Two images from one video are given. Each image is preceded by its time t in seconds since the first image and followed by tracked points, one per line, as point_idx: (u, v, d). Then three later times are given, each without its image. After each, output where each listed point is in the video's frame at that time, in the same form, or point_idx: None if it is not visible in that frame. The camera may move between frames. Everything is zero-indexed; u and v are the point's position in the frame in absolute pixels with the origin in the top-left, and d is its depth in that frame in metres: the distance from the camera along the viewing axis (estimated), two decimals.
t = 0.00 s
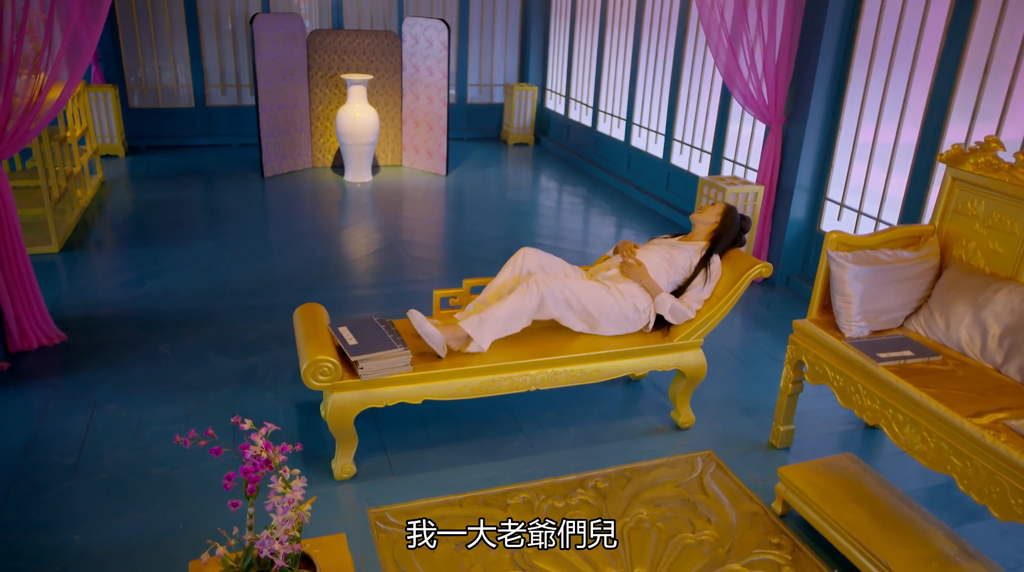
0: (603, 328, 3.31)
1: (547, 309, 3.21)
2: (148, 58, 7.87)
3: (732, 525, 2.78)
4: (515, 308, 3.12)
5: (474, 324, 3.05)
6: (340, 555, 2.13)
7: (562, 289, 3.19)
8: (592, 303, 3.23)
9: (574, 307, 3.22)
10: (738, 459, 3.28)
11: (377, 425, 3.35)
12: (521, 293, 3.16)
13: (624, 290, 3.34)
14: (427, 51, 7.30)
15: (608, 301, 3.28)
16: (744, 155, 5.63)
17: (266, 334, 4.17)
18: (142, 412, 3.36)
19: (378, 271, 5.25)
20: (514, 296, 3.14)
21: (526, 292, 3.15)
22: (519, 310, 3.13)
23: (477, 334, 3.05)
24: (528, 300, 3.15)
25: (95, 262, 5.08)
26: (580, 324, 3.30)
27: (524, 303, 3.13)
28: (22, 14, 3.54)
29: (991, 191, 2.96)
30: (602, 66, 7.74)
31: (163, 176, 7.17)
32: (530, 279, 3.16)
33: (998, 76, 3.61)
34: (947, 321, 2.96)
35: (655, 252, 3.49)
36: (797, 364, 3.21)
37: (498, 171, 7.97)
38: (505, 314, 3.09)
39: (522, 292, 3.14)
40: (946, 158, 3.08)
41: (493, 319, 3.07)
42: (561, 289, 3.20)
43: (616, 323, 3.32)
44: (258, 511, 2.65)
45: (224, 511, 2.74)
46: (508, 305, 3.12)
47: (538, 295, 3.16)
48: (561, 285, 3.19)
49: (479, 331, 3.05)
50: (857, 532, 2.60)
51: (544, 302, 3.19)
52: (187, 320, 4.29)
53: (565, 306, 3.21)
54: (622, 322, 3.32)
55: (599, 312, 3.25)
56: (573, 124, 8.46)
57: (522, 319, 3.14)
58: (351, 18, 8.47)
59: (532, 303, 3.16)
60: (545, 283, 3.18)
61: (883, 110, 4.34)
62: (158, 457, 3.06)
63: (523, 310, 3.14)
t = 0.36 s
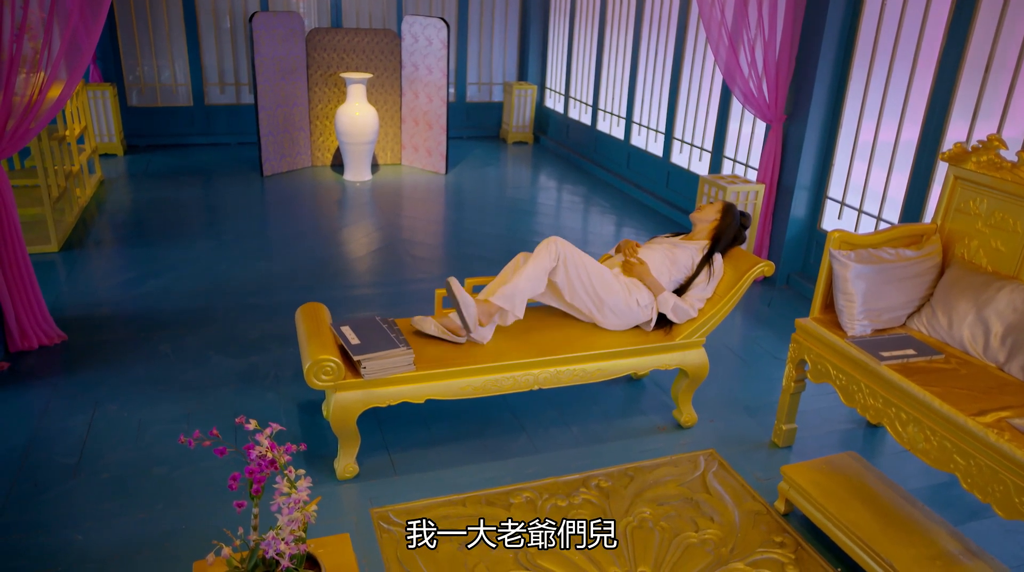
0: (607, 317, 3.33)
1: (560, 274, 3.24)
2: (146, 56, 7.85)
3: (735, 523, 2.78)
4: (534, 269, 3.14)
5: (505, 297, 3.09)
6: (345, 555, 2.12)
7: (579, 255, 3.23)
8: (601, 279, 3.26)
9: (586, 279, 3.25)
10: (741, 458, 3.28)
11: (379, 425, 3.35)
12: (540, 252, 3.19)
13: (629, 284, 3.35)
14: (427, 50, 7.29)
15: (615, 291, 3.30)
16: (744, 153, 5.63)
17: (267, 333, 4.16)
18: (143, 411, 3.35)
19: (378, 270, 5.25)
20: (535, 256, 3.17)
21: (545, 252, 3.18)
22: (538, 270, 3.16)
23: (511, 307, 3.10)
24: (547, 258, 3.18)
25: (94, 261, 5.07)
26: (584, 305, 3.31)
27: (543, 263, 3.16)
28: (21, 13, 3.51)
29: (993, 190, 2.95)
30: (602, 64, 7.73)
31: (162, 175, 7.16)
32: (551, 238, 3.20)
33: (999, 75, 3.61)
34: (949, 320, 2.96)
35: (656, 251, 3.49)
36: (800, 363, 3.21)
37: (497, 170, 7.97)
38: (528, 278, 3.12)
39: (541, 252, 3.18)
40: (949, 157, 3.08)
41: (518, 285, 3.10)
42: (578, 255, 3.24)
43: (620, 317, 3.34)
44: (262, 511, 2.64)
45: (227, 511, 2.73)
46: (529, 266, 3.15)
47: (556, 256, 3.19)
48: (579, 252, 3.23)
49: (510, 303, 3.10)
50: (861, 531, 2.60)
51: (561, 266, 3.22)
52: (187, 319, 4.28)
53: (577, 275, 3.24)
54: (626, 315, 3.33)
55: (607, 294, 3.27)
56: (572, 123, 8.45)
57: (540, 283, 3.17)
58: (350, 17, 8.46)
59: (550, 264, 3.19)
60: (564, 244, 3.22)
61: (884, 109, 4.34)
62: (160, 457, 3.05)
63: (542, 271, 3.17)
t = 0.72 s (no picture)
0: (607, 316, 3.31)
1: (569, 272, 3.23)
2: (143, 56, 7.83)
3: (738, 523, 2.78)
4: (546, 268, 3.16)
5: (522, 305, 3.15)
6: (349, 556, 2.12)
7: (590, 255, 3.21)
8: (607, 279, 3.23)
9: (593, 278, 3.22)
10: (742, 457, 3.28)
11: (381, 425, 3.34)
12: (551, 250, 3.19)
13: (631, 284, 3.36)
14: (425, 49, 7.29)
15: (618, 291, 3.27)
16: (743, 153, 5.64)
17: (267, 333, 4.15)
18: (144, 412, 3.34)
19: (377, 270, 5.24)
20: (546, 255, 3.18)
21: (556, 250, 3.18)
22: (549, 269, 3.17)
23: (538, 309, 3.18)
24: (558, 257, 3.18)
25: (92, 261, 5.05)
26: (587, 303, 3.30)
27: (554, 262, 3.18)
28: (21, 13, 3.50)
29: (994, 190, 2.96)
30: (600, 64, 7.73)
31: (160, 174, 7.14)
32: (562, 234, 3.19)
33: (999, 74, 3.62)
34: (950, 318, 2.96)
35: (657, 252, 3.49)
36: (801, 362, 3.22)
37: (495, 170, 7.96)
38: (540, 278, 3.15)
39: (552, 251, 3.18)
40: (949, 156, 3.08)
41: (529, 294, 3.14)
42: (590, 254, 3.22)
43: (621, 317, 3.32)
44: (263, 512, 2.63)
45: (227, 513, 2.73)
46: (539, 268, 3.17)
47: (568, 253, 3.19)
48: (591, 251, 3.21)
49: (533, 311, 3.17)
50: (863, 531, 2.60)
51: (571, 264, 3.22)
52: (187, 319, 4.27)
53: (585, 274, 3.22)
54: (625, 315, 3.32)
55: (611, 294, 3.24)
56: (570, 122, 8.46)
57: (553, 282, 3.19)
58: (347, 17, 8.45)
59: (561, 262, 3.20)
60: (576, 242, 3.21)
61: (883, 108, 4.34)
62: (161, 458, 3.04)
63: (553, 272, 3.18)
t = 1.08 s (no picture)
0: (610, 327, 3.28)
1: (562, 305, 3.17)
2: (140, 56, 7.81)
3: (740, 523, 2.78)
4: (535, 304, 3.06)
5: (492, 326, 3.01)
6: (353, 558, 2.11)
7: (582, 286, 3.15)
8: (607, 303, 3.21)
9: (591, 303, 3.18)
10: (743, 457, 3.28)
11: (382, 427, 3.33)
12: (540, 287, 3.10)
13: (629, 294, 3.30)
14: (423, 50, 7.29)
15: (616, 305, 3.26)
16: (742, 153, 5.64)
17: (266, 334, 4.14)
18: (144, 413, 3.33)
19: (376, 271, 5.23)
20: (534, 292, 3.08)
21: (546, 288, 3.09)
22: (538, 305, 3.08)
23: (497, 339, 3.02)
24: (547, 294, 3.09)
25: (90, 262, 5.03)
26: (588, 324, 3.27)
27: (542, 299, 3.08)
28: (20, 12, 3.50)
29: (994, 189, 2.97)
30: (598, 64, 7.73)
31: (157, 175, 7.12)
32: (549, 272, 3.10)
33: (998, 74, 3.63)
34: (951, 318, 2.97)
35: (658, 253, 3.45)
36: (802, 362, 3.22)
37: (493, 170, 7.96)
38: (524, 314, 3.04)
39: (541, 289, 3.09)
40: (950, 156, 3.09)
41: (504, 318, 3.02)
42: (582, 284, 3.16)
43: (622, 323, 3.29)
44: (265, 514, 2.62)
45: (229, 515, 2.72)
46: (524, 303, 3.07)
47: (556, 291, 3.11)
48: (583, 282, 3.16)
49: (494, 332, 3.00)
50: (866, 531, 2.60)
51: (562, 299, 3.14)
52: (186, 321, 4.26)
53: (581, 303, 3.18)
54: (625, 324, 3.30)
55: (610, 313, 3.23)
56: (568, 122, 8.46)
57: (537, 318, 3.09)
58: (345, 17, 8.44)
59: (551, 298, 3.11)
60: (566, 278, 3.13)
61: (882, 108, 4.35)
62: (162, 459, 3.03)
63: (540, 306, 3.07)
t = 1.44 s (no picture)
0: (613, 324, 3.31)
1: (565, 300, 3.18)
2: (137, 56, 7.79)
3: (741, 523, 2.78)
4: (541, 295, 3.08)
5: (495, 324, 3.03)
6: (356, 560, 2.11)
7: (585, 278, 3.17)
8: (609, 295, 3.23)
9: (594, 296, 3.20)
10: (744, 457, 3.28)
11: (383, 428, 3.32)
12: (543, 282, 3.11)
13: (631, 296, 3.31)
14: (421, 50, 7.28)
15: (618, 303, 3.28)
16: (740, 153, 5.65)
17: (266, 335, 4.13)
18: (144, 415, 3.32)
19: (375, 271, 5.22)
20: (538, 285, 3.09)
21: (551, 280, 3.10)
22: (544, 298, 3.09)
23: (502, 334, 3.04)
24: (551, 287, 3.10)
25: (88, 264, 5.01)
26: (592, 321, 3.27)
27: (548, 291, 3.09)
28: (19, 13, 3.48)
29: (994, 189, 2.97)
30: (596, 63, 7.73)
31: (154, 176, 7.10)
32: (552, 265, 3.12)
33: (997, 74, 3.63)
34: (952, 318, 2.97)
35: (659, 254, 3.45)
36: (803, 362, 3.22)
37: (491, 170, 7.96)
38: (529, 303, 3.05)
39: (547, 280, 3.10)
40: (950, 156, 3.09)
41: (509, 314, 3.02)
42: (584, 276, 3.18)
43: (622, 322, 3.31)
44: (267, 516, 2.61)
45: (230, 517, 2.71)
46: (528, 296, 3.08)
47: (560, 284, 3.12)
48: (585, 273, 3.18)
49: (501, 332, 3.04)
50: (868, 531, 2.61)
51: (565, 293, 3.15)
52: (185, 322, 4.25)
53: (584, 296, 3.20)
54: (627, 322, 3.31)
55: (612, 309, 3.24)
56: (566, 122, 8.46)
57: (546, 308, 3.09)
58: (343, 17, 8.42)
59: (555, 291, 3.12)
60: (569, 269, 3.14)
61: (881, 107, 4.36)
62: (163, 461, 3.02)
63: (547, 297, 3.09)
